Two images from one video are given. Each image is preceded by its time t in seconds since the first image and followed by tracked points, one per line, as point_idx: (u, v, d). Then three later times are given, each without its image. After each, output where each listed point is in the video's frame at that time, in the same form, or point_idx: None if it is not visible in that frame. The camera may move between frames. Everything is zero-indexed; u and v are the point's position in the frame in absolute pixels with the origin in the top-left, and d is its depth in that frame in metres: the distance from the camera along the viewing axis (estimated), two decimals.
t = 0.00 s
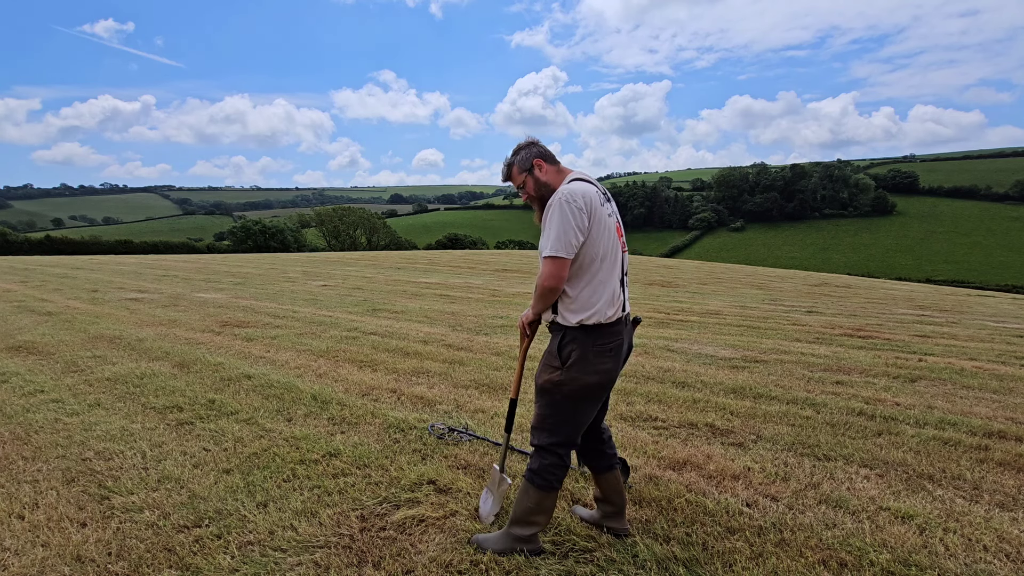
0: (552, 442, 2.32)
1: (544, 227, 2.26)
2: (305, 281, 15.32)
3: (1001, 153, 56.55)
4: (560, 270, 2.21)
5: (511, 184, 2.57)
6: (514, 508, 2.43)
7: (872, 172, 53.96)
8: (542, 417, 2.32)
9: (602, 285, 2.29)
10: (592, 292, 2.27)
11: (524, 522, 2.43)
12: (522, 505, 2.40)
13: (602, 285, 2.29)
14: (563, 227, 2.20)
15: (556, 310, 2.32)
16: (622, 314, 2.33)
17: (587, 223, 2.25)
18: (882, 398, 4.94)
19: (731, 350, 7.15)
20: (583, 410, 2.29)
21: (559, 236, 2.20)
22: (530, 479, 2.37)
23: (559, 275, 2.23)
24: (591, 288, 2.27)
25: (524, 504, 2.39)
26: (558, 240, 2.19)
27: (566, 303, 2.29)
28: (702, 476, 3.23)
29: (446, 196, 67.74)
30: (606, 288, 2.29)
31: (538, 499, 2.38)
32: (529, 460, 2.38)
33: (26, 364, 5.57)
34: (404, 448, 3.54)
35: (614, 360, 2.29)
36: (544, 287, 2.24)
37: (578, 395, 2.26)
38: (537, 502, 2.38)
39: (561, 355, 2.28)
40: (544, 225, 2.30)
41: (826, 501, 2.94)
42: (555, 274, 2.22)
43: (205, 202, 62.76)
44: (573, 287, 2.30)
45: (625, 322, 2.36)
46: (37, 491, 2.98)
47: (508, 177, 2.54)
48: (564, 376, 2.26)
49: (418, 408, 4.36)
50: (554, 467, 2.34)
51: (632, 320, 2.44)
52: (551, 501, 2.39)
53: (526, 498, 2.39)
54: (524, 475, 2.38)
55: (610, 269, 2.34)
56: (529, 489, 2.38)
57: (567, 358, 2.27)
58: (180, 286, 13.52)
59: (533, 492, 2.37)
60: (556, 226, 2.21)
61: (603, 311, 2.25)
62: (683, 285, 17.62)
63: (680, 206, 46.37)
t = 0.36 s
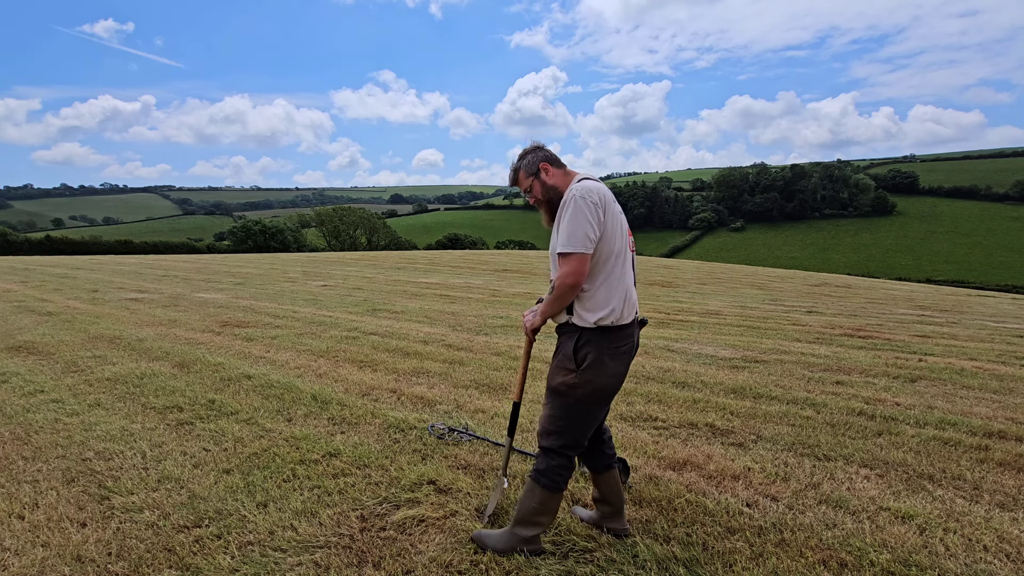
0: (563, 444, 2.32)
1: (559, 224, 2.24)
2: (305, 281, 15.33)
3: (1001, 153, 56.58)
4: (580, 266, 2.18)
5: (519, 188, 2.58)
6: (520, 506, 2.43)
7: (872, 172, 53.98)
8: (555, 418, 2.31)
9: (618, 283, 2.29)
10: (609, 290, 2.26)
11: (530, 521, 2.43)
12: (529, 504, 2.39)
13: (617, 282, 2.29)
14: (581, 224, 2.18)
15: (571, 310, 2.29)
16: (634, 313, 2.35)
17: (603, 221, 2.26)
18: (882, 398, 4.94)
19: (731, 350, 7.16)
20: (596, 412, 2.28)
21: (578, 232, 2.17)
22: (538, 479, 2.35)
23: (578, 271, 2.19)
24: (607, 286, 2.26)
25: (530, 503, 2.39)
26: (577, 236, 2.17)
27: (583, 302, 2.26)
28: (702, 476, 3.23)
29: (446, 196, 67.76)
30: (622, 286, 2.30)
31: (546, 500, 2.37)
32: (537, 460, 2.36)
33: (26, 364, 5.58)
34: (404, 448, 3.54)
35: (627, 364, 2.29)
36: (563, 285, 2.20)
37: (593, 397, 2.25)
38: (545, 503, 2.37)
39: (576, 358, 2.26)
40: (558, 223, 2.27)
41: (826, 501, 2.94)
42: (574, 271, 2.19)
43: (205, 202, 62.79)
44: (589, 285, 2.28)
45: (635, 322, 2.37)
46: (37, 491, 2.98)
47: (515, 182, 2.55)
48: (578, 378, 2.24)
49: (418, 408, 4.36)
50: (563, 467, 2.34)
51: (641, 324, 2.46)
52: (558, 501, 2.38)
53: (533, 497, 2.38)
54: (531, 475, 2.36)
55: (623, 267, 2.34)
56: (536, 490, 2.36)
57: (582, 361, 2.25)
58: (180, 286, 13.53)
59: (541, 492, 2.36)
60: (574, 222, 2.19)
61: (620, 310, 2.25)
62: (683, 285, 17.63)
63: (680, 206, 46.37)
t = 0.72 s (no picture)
0: (598, 446, 2.24)
1: (565, 222, 2.17)
2: (305, 281, 15.35)
3: (1001, 154, 56.60)
4: (598, 261, 2.12)
5: (503, 195, 2.55)
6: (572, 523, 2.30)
7: (872, 172, 54.06)
8: (581, 420, 2.22)
9: (628, 274, 2.28)
10: (623, 282, 2.24)
11: (582, 536, 2.30)
12: (582, 518, 2.28)
13: (627, 273, 2.28)
14: (588, 218, 2.14)
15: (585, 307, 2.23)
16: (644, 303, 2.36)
17: (605, 213, 2.23)
18: (883, 398, 4.94)
19: (731, 350, 7.17)
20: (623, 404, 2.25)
21: (589, 228, 2.13)
22: (584, 489, 2.25)
23: (596, 267, 2.13)
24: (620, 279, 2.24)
25: (584, 517, 2.27)
26: (589, 232, 2.12)
27: (599, 298, 2.21)
28: (702, 476, 3.23)
29: (446, 197, 67.81)
30: (632, 276, 2.30)
31: (592, 508, 2.28)
32: (579, 470, 2.26)
33: (26, 364, 5.58)
34: (404, 448, 3.55)
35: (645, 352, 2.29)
36: (581, 284, 2.13)
37: (618, 391, 2.21)
38: (592, 511, 2.28)
39: (598, 353, 2.20)
40: (560, 221, 2.21)
41: (827, 500, 2.94)
42: (592, 267, 2.13)
43: (205, 202, 62.83)
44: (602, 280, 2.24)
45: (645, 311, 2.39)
46: (37, 491, 2.98)
47: (499, 188, 2.53)
48: (604, 374, 2.18)
49: (418, 408, 4.36)
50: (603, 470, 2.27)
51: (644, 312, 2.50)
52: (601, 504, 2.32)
53: (585, 510, 2.27)
54: (577, 487, 2.25)
55: (628, 258, 2.34)
56: (586, 501, 2.26)
57: (604, 355, 2.20)
58: (180, 286, 13.55)
59: (591, 502, 2.27)
60: (581, 218, 2.14)
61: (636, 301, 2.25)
62: (683, 285, 17.63)
63: (680, 206, 46.40)
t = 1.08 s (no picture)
0: (606, 451, 2.24)
1: (547, 224, 2.16)
2: (305, 281, 15.37)
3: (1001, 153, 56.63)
4: (582, 264, 2.11)
5: (482, 200, 2.53)
6: (574, 527, 2.30)
7: (872, 172, 54.05)
8: (589, 429, 2.21)
9: (615, 275, 2.26)
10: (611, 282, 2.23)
11: (586, 539, 2.30)
12: (586, 522, 2.28)
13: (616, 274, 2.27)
14: (571, 220, 2.12)
15: (575, 310, 2.22)
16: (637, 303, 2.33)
17: (589, 213, 2.21)
18: (883, 398, 4.94)
19: (732, 350, 7.17)
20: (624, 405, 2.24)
21: (571, 230, 2.12)
22: (590, 496, 2.25)
23: (581, 270, 2.12)
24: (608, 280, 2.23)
25: (587, 521, 2.27)
26: (571, 234, 2.11)
27: (587, 300, 2.20)
28: (702, 476, 3.23)
29: (446, 197, 67.85)
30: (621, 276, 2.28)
31: (599, 512, 2.29)
32: (585, 477, 2.26)
33: (26, 364, 5.59)
34: (404, 448, 3.55)
35: (643, 348, 2.28)
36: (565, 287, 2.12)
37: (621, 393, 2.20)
38: (598, 515, 2.28)
39: (597, 358, 2.19)
40: (543, 224, 2.21)
41: (826, 501, 2.94)
42: (576, 270, 2.12)
43: (205, 202, 62.85)
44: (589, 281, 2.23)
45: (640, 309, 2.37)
46: (37, 491, 2.98)
47: (477, 193, 2.51)
48: (607, 379, 2.17)
49: (418, 408, 4.36)
50: (608, 474, 2.27)
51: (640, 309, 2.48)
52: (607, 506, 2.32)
53: (589, 515, 2.27)
54: (583, 493, 2.25)
55: (616, 257, 2.32)
56: (592, 506, 2.26)
57: (604, 359, 2.18)
58: (180, 286, 13.56)
59: (598, 507, 2.27)
60: (563, 220, 2.13)
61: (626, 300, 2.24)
62: (684, 285, 17.64)
63: (680, 206, 46.41)
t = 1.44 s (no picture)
0: (601, 454, 2.24)
1: (529, 232, 2.16)
2: (306, 281, 15.37)
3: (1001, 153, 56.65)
4: (556, 276, 2.11)
5: (468, 203, 2.53)
6: (573, 527, 2.30)
7: (872, 172, 54.09)
8: (583, 433, 2.21)
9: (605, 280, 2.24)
10: (600, 288, 2.21)
11: (585, 539, 2.31)
12: (584, 522, 2.28)
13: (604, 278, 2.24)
14: (550, 229, 2.11)
15: (568, 316, 2.23)
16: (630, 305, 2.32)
17: (572, 219, 2.19)
18: (883, 398, 4.95)
19: (732, 350, 7.18)
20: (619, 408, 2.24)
21: (550, 239, 2.11)
22: (587, 497, 2.25)
23: (552, 282, 2.12)
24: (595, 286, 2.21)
25: (587, 521, 2.27)
26: (549, 244, 2.10)
27: (575, 306, 2.20)
28: (702, 476, 3.23)
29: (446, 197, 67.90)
30: (612, 282, 2.26)
31: (598, 514, 2.29)
32: (581, 480, 2.26)
33: (27, 364, 5.59)
34: (403, 448, 3.55)
35: (637, 351, 2.29)
36: (538, 298, 2.14)
37: (616, 396, 2.20)
38: (597, 515, 2.28)
39: (591, 362, 2.19)
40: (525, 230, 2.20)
41: (826, 501, 2.94)
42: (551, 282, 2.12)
43: (205, 202, 62.88)
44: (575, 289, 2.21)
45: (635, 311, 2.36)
46: (37, 491, 2.98)
47: (462, 197, 2.51)
48: (601, 382, 2.17)
49: (418, 408, 4.36)
50: (604, 476, 2.27)
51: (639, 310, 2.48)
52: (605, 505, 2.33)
53: (588, 516, 2.27)
54: (579, 496, 2.26)
55: (604, 260, 2.30)
56: (590, 508, 2.27)
57: (597, 363, 2.19)
58: (180, 286, 13.57)
59: (596, 508, 2.28)
60: (542, 229, 2.12)
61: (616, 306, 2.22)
62: (684, 285, 17.64)
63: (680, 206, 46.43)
